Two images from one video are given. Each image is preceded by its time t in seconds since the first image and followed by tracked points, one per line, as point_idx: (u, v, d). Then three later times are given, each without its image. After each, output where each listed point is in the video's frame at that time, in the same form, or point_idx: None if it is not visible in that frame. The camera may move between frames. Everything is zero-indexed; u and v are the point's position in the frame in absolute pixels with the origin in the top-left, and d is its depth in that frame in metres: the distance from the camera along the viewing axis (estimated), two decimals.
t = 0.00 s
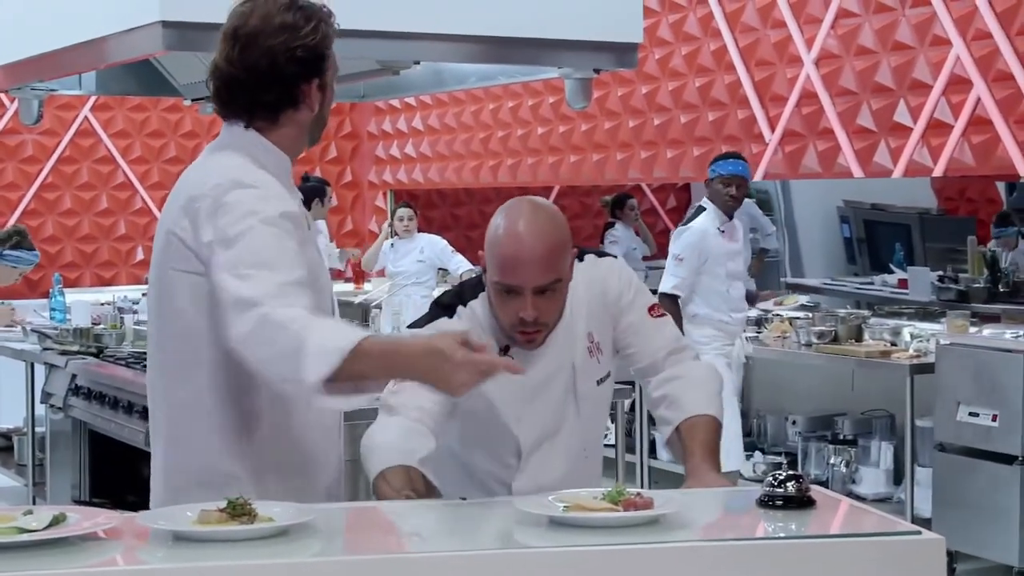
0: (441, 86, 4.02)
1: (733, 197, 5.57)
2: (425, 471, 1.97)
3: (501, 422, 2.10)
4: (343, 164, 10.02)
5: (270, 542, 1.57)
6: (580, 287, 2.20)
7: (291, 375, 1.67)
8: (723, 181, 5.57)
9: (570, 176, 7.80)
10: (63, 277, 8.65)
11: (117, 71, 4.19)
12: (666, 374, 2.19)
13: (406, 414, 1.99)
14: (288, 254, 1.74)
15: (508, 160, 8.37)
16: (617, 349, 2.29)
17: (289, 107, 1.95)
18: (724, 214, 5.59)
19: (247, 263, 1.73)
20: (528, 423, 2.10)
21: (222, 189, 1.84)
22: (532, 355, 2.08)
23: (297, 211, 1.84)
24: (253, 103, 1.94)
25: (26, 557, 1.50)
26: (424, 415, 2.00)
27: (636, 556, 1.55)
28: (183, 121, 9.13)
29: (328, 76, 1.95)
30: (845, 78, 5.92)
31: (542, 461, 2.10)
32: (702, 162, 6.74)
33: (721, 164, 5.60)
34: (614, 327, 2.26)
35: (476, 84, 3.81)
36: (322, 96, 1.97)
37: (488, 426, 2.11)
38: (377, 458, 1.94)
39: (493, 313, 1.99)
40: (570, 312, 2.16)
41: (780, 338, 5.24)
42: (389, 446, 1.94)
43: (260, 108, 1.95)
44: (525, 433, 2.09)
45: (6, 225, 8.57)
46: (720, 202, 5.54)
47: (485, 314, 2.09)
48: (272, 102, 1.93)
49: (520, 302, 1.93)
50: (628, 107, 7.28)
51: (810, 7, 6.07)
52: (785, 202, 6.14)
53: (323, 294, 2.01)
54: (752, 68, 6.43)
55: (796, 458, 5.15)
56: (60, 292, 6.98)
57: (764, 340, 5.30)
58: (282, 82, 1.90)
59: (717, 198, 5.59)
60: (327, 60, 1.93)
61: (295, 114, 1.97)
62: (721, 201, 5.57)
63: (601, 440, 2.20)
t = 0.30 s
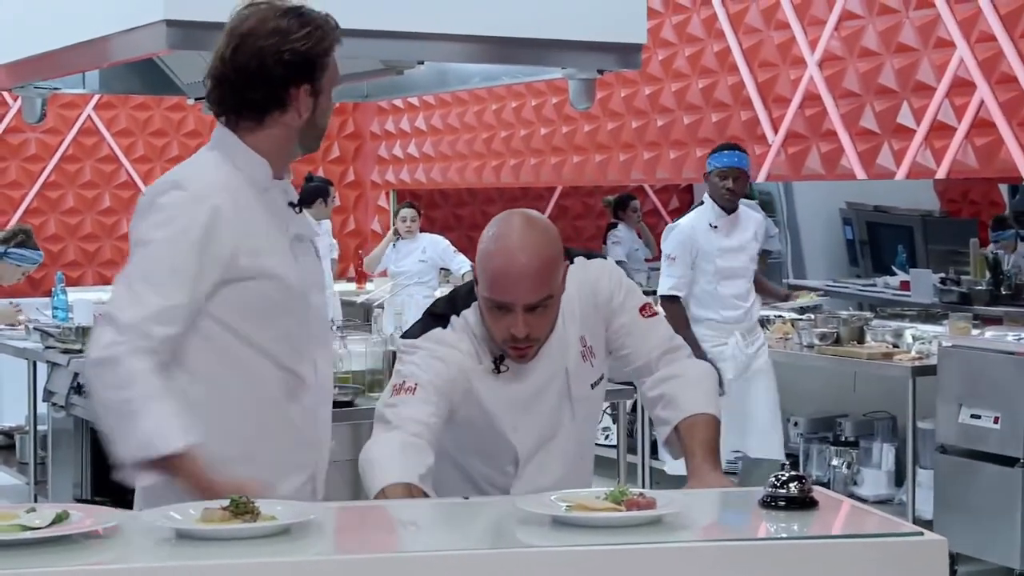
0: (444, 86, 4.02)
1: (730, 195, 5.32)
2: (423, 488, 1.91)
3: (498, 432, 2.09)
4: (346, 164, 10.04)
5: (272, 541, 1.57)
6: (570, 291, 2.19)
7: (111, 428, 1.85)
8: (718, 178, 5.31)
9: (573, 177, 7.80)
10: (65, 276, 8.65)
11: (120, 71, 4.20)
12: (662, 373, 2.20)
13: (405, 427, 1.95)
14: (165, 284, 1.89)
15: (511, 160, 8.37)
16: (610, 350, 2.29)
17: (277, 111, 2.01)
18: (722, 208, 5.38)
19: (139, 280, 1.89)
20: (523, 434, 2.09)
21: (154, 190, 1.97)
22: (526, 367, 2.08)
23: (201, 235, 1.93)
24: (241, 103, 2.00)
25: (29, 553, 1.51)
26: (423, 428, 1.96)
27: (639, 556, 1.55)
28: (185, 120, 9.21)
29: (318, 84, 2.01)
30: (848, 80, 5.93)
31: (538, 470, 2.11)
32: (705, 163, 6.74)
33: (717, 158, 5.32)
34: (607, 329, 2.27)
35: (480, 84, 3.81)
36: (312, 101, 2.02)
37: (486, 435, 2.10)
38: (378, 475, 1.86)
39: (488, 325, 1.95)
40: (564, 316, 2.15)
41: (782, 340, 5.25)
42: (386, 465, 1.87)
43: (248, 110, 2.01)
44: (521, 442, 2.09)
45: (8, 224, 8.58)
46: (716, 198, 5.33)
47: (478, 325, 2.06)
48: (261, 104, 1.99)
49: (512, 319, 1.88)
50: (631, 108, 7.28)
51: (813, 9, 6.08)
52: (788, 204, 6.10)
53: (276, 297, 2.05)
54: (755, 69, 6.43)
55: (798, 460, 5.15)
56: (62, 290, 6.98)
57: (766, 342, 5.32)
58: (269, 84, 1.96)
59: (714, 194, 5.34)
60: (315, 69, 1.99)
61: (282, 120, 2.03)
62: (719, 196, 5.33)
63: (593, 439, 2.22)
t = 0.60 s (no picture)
0: (444, 83, 4.01)
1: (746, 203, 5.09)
2: (412, 489, 1.93)
3: (493, 433, 2.08)
4: (346, 161, 10.05)
5: (273, 537, 1.57)
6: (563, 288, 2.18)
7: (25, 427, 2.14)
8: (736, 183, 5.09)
9: (573, 174, 7.81)
10: (65, 272, 8.64)
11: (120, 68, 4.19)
12: (661, 368, 2.19)
13: (396, 428, 1.95)
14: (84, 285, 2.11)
15: (511, 157, 8.37)
16: (607, 345, 2.28)
17: (219, 107, 2.14)
18: (738, 216, 5.13)
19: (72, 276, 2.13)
20: (519, 435, 2.08)
21: (110, 187, 2.19)
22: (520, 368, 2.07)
23: (125, 234, 2.11)
24: (200, 98, 2.16)
25: (30, 549, 1.51)
26: (414, 429, 1.96)
27: (639, 552, 1.55)
28: (185, 116, 9.19)
29: (248, 87, 2.09)
30: (848, 78, 5.93)
31: (534, 469, 2.10)
32: (705, 161, 6.75)
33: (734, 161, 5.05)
34: (604, 324, 2.25)
35: (481, 80, 3.80)
36: (243, 103, 2.11)
37: (481, 437, 2.10)
38: (365, 478, 1.88)
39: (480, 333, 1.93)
40: (558, 315, 2.14)
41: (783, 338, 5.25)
42: (375, 467, 1.89)
43: (206, 107, 2.16)
44: (518, 442, 2.09)
45: (8, 220, 8.58)
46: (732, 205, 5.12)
47: (472, 327, 2.05)
48: (205, 96, 2.15)
49: (502, 329, 1.87)
50: (631, 105, 7.28)
51: (813, 7, 6.08)
52: (787, 200, 6.18)
53: (201, 292, 2.13)
54: (755, 67, 6.44)
55: (798, 457, 5.15)
56: (62, 287, 6.97)
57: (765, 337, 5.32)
58: (205, 74, 2.13)
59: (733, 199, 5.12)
60: (248, 70, 2.09)
61: (228, 121, 2.14)
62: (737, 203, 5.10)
63: (592, 435, 2.23)
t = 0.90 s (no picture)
0: (449, 76, 4.01)
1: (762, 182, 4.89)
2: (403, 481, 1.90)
3: (490, 426, 2.08)
4: (350, 153, 10.15)
5: (279, 529, 1.57)
6: (561, 280, 2.18)
7: None
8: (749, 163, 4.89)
9: (577, 167, 7.80)
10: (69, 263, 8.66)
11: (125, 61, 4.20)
12: (663, 359, 2.19)
13: (388, 421, 1.93)
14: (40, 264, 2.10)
15: (515, 150, 8.36)
16: (609, 335, 2.29)
17: (179, 99, 2.09)
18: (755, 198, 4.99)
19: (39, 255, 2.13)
20: (516, 427, 2.08)
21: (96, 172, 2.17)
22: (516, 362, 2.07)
23: (74, 213, 2.08)
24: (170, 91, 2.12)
25: (35, 541, 1.50)
26: (407, 422, 1.94)
27: (647, 544, 1.55)
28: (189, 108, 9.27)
29: (194, 75, 2.02)
30: (854, 70, 5.92)
31: (531, 461, 2.11)
32: (710, 153, 6.74)
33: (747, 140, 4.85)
34: (603, 316, 2.26)
35: (485, 73, 3.81)
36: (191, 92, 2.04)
37: (477, 429, 2.09)
38: (355, 468, 1.85)
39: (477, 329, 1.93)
40: (556, 309, 2.14)
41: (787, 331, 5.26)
42: (361, 460, 1.86)
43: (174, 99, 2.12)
44: (515, 435, 2.08)
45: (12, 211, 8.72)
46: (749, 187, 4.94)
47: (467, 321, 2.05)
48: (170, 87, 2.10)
49: (496, 325, 1.87)
50: (636, 98, 7.28)
51: None
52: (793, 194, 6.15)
53: (141, 276, 2.06)
54: (760, 59, 6.43)
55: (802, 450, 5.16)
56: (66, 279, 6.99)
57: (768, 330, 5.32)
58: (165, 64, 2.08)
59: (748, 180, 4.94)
60: (193, 58, 2.02)
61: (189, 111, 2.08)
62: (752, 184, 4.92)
63: (593, 427, 2.23)
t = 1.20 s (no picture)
0: (458, 71, 4.00)
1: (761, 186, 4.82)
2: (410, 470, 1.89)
3: (492, 420, 2.09)
4: (358, 148, 10.19)
5: (287, 524, 1.57)
6: (561, 275, 2.19)
7: None
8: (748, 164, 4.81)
9: (585, 162, 7.79)
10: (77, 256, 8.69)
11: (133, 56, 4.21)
12: (666, 352, 2.18)
13: (394, 409, 1.91)
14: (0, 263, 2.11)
15: (523, 145, 8.36)
16: (613, 327, 2.29)
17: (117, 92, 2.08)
18: (756, 203, 4.92)
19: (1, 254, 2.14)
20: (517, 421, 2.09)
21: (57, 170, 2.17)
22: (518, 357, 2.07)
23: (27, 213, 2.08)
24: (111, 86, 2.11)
25: (44, 535, 1.50)
26: (411, 411, 1.93)
27: (657, 540, 1.54)
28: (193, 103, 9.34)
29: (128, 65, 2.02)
30: (862, 66, 5.91)
31: (533, 455, 2.11)
32: (718, 149, 6.73)
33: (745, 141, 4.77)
34: (607, 309, 2.26)
35: (495, 68, 3.80)
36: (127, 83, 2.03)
37: (479, 421, 2.10)
38: (365, 453, 1.84)
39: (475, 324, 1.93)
40: (558, 304, 2.15)
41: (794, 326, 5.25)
42: (369, 446, 1.85)
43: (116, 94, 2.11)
44: (516, 429, 2.09)
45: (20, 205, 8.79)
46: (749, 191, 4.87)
47: (469, 315, 2.04)
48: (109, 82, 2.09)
49: (496, 321, 1.86)
50: (644, 93, 7.27)
51: None
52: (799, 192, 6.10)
53: (82, 271, 2.06)
54: (769, 55, 6.42)
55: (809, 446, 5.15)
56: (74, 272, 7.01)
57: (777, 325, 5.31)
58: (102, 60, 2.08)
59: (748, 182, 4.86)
60: (128, 49, 2.02)
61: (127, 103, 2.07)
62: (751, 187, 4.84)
63: (598, 421, 2.22)
